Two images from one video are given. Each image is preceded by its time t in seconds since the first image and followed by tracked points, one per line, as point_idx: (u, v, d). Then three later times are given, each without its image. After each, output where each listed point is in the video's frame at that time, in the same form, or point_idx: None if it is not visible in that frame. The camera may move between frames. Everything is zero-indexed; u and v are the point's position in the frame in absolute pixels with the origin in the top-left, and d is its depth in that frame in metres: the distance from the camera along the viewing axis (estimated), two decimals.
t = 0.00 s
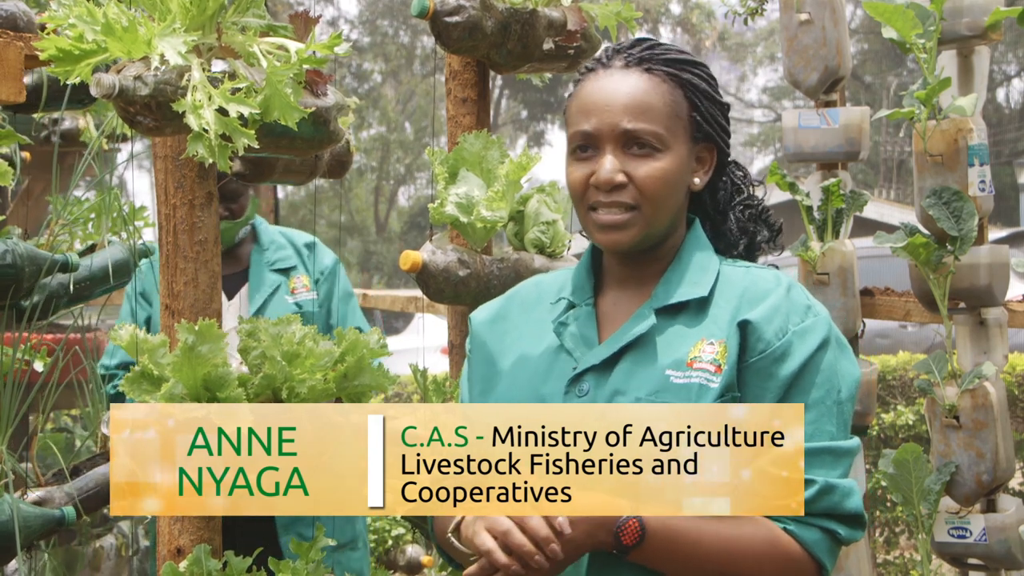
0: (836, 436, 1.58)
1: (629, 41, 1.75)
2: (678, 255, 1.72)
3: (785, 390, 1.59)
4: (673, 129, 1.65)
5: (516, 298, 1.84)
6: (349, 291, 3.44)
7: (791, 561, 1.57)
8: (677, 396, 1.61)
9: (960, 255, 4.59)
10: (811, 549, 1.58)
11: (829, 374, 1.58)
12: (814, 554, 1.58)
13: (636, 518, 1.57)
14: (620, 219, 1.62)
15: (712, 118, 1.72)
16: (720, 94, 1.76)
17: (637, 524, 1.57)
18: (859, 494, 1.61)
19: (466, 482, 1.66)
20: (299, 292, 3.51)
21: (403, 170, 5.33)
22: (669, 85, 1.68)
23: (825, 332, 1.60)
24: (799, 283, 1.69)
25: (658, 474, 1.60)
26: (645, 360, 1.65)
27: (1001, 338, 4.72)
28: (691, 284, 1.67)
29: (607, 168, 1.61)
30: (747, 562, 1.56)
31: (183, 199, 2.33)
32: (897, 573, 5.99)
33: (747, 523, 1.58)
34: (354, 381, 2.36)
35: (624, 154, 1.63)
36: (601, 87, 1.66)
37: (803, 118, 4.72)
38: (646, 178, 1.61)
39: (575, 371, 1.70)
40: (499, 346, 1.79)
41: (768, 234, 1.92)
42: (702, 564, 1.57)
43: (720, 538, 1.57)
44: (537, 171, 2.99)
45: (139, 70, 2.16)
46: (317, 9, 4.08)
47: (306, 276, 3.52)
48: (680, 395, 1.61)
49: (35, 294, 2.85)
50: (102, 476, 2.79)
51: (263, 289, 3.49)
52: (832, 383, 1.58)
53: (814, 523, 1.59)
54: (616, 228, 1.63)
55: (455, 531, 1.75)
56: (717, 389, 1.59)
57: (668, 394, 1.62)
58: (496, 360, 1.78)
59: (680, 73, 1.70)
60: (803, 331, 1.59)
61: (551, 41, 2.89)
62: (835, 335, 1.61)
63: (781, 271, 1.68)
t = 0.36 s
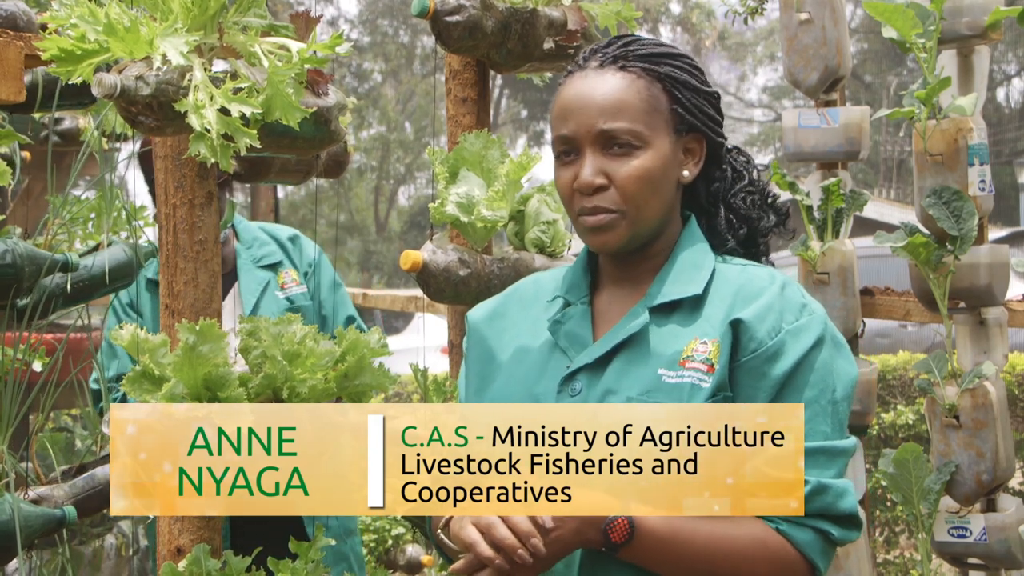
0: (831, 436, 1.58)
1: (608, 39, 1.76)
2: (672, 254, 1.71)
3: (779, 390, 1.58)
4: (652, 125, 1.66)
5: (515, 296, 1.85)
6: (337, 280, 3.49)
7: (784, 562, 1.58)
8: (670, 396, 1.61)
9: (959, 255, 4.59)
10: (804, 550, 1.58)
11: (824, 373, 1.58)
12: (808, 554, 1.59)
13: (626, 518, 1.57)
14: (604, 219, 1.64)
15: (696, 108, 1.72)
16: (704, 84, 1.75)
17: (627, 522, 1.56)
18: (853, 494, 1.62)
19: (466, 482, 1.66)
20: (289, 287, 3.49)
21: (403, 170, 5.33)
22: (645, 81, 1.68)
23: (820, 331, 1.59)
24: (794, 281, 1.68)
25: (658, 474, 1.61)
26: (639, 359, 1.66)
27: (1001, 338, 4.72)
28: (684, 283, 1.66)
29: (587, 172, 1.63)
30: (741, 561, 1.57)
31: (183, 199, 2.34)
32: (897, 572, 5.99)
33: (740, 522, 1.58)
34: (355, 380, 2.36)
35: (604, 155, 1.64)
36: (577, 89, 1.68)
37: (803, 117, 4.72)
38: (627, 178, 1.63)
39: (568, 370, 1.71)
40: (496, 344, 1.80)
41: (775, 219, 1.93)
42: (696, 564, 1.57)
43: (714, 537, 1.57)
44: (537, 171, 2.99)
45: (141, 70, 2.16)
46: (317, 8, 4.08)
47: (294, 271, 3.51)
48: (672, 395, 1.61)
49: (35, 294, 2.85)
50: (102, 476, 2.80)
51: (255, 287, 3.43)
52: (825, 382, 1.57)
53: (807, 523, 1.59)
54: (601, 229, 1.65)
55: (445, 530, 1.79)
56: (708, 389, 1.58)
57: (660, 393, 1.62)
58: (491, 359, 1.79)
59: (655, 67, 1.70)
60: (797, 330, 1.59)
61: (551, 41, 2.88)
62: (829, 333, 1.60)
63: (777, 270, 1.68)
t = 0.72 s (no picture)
0: (837, 436, 1.57)
1: (602, 39, 1.77)
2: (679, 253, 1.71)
3: (787, 390, 1.58)
4: (646, 122, 1.66)
5: (519, 295, 1.85)
6: (375, 300, 3.11)
7: (789, 563, 1.56)
8: (677, 396, 1.60)
9: (960, 255, 4.59)
10: (811, 550, 1.57)
11: (831, 373, 1.57)
12: (814, 554, 1.58)
13: (632, 522, 1.55)
14: (604, 219, 1.65)
15: (692, 103, 1.72)
16: (701, 79, 1.75)
17: (634, 526, 1.55)
18: (861, 494, 1.60)
19: (466, 482, 1.66)
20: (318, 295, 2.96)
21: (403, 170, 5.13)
22: (637, 79, 1.68)
23: (827, 331, 1.59)
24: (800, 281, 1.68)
25: (658, 473, 1.62)
26: (646, 359, 1.65)
27: (1001, 337, 4.72)
28: (691, 283, 1.66)
29: (582, 172, 1.64)
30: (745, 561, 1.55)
31: (183, 199, 2.34)
32: (897, 572, 6.00)
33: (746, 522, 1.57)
34: (355, 380, 2.36)
35: (599, 154, 1.65)
36: (570, 90, 1.68)
37: (803, 117, 4.72)
38: (624, 176, 1.63)
39: (576, 370, 1.70)
40: (501, 344, 1.80)
41: (788, 211, 1.89)
42: (699, 564, 1.56)
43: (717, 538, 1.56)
44: (537, 171, 2.98)
45: (140, 69, 2.16)
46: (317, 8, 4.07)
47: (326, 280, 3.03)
48: (680, 395, 1.60)
49: (36, 293, 2.85)
50: (101, 476, 2.80)
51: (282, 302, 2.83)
52: (834, 382, 1.57)
53: (814, 523, 1.58)
54: (601, 230, 1.65)
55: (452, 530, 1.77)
56: (718, 390, 1.58)
57: (668, 394, 1.61)
58: (496, 359, 1.79)
59: (647, 64, 1.70)
60: (804, 330, 1.59)
61: (552, 41, 2.88)
62: (837, 333, 1.60)
63: (784, 269, 1.68)
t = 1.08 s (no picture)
0: (848, 434, 1.57)
1: (611, 40, 1.77)
2: (690, 252, 1.72)
3: (798, 389, 1.58)
4: (654, 124, 1.67)
5: (526, 295, 1.84)
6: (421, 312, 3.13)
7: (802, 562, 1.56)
8: (689, 397, 1.60)
9: (960, 254, 4.59)
10: (824, 547, 1.57)
11: (841, 371, 1.57)
12: (827, 551, 1.57)
13: (650, 525, 1.54)
14: (615, 223, 1.66)
15: (699, 104, 1.72)
16: (708, 80, 1.75)
17: (653, 528, 1.53)
18: (872, 490, 1.61)
19: (466, 482, 1.68)
20: (373, 311, 3.08)
21: (403, 170, 4.84)
22: (645, 81, 1.68)
23: (837, 330, 1.59)
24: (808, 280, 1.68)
25: (659, 474, 1.62)
26: (658, 359, 1.64)
27: (1001, 337, 4.72)
28: (702, 282, 1.66)
29: (591, 175, 1.65)
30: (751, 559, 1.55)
31: (183, 199, 2.34)
32: (897, 572, 6.00)
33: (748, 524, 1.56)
34: (355, 380, 2.35)
35: (608, 157, 1.65)
36: (579, 93, 1.69)
37: (803, 117, 4.71)
38: (633, 180, 1.64)
39: (587, 371, 1.69)
40: (509, 344, 1.78)
41: (794, 210, 1.88)
42: (714, 565, 1.55)
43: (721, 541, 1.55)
44: (537, 171, 2.98)
45: (140, 69, 2.16)
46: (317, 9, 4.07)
47: (383, 294, 3.10)
48: (693, 395, 1.59)
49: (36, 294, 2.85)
50: (101, 475, 2.80)
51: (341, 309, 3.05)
52: (845, 381, 1.57)
53: (827, 521, 1.58)
54: (612, 233, 1.66)
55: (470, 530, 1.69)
56: (731, 390, 1.57)
57: (681, 394, 1.60)
58: (504, 360, 1.77)
59: (655, 66, 1.70)
60: (815, 330, 1.59)
61: (551, 41, 2.88)
62: (846, 331, 1.60)
63: (791, 267, 1.67)
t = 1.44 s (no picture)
0: (860, 433, 1.57)
1: (630, 41, 1.79)
2: (698, 255, 1.73)
3: (810, 390, 1.58)
4: (662, 123, 1.67)
5: (538, 298, 1.85)
6: (430, 311, 3.18)
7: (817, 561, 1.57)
8: (701, 399, 1.60)
9: (960, 255, 4.59)
10: (839, 546, 1.57)
11: (852, 372, 1.57)
12: (842, 550, 1.57)
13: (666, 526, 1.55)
14: (612, 216, 1.66)
15: (711, 107, 1.73)
16: (724, 87, 1.77)
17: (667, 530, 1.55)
18: (885, 488, 1.60)
19: (466, 482, 1.68)
20: (406, 309, 3.19)
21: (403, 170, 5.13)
22: (657, 80, 1.69)
23: (848, 331, 1.59)
24: (819, 281, 1.68)
25: (659, 474, 1.60)
26: (670, 361, 1.65)
27: (1001, 338, 4.72)
28: (712, 284, 1.67)
29: (594, 168, 1.65)
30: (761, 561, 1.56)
31: (183, 199, 2.33)
32: (896, 572, 6.00)
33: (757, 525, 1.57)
34: (356, 380, 2.35)
35: (614, 152, 1.66)
36: (590, 88, 1.70)
37: (803, 117, 4.71)
38: (634, 175, 1.64)
39: (600, 372, 1.69)
40: (521, 346, 1.79)
41: (809, 223, 1.88)
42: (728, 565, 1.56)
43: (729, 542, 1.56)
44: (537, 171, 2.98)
45: (141, 70, 2.16)
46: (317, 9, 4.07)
47: (416, 292, 3.21)
48: (705, 397, 1.60)
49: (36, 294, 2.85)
50: (98, 475, 2.80)
51: (368, 303, 3.19)
52: (858, 381, 1.57)
53: (842, 521, 1.58)
54: (609, 226, 1.66)
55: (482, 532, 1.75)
56: (743, 391, 1.58)
57: (692, 396, 1.61)
58: (516, 362, 1.78)
59: (669, 68, 1.72)
60: (826, 331, 1.59)
61: (551, 41, 2.88)
62: (856, 332, 1.60)
63: (802, 268, 1.68)
